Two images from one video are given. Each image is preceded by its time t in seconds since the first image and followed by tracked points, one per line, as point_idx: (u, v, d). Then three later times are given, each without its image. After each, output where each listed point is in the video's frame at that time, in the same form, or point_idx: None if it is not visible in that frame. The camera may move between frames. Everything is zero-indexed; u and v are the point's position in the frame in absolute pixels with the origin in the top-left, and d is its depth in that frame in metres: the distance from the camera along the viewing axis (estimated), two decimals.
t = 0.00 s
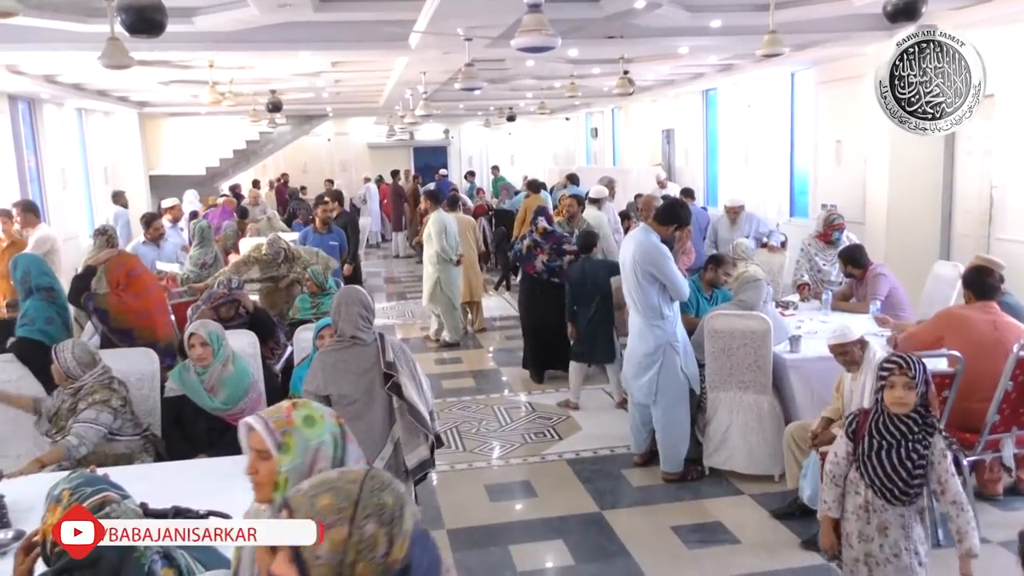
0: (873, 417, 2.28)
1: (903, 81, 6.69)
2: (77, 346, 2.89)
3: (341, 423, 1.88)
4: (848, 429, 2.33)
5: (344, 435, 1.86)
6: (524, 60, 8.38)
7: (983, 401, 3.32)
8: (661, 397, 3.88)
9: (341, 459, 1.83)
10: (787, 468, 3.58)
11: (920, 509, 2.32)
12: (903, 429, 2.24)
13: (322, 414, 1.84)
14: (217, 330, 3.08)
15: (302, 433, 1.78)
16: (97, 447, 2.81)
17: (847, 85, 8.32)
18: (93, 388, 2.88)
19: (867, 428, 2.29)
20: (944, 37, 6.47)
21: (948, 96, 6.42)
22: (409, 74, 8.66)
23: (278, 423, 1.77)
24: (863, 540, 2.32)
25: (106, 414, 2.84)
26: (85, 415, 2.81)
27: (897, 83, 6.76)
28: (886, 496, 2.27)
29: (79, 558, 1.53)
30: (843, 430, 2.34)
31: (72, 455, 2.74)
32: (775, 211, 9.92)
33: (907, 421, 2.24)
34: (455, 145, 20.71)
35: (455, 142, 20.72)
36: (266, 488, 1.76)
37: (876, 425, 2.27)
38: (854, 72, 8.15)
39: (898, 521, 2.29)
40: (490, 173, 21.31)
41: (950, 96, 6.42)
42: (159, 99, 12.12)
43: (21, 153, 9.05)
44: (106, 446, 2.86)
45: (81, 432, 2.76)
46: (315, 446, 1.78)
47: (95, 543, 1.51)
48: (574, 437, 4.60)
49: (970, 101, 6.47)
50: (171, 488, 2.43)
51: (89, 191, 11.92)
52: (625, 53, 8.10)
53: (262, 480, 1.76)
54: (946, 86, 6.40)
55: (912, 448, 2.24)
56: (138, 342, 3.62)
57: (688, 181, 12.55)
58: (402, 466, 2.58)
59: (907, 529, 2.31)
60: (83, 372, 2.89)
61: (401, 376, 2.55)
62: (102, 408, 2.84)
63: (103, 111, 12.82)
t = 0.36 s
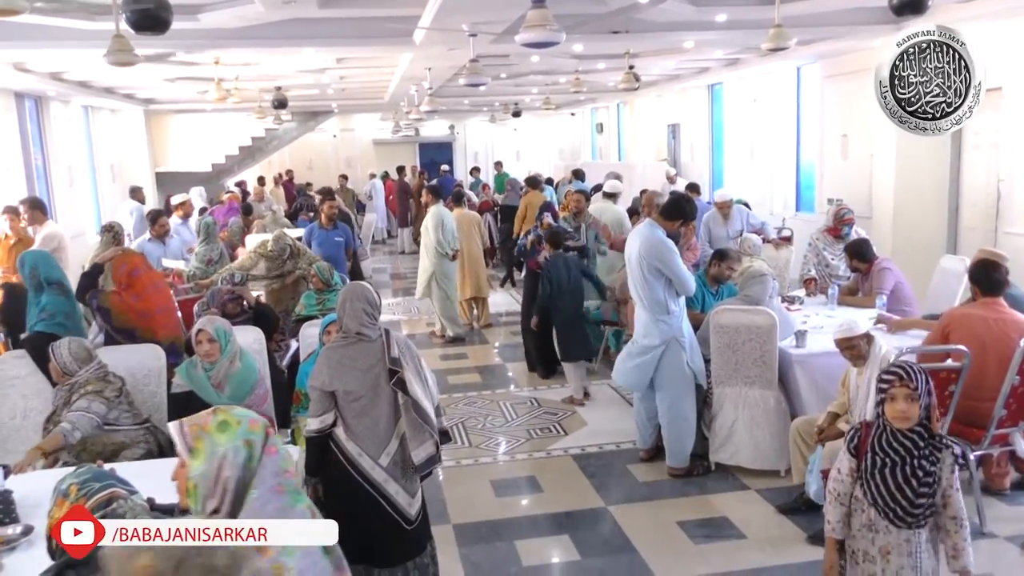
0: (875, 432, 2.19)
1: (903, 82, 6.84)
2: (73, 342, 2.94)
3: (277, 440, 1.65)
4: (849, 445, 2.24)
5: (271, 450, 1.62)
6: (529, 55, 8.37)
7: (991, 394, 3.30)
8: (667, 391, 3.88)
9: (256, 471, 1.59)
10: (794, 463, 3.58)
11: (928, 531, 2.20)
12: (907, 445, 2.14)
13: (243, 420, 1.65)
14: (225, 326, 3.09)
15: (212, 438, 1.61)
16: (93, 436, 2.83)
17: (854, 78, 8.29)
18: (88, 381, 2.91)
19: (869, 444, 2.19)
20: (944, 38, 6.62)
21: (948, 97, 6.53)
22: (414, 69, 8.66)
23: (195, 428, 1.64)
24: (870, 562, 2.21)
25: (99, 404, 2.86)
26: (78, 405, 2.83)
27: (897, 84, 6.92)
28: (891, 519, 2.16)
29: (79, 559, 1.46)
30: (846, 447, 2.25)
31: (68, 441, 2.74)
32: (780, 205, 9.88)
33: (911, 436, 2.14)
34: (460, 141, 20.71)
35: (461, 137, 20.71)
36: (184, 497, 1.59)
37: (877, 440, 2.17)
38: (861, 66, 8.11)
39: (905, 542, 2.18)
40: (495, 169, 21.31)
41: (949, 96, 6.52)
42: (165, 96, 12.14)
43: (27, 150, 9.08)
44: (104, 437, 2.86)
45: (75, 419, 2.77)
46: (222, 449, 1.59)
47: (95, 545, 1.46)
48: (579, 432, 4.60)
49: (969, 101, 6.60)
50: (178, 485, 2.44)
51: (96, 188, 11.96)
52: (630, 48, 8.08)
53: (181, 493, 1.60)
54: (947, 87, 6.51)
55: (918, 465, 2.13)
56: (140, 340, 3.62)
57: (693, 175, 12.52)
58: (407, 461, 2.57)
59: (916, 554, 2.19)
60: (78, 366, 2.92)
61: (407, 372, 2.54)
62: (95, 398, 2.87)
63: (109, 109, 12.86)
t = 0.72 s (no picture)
0: (877, 456, 2.18)
1: (903, 83, 7.02)
2: (87, 343, 2.92)
3: (215, 462, 1.41)
4: (849, 469, 2.25)
5: (203, 475, 1.38)
6: (528, 55, 8.37)
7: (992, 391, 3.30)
8: (668, 390, 3.87)
9: (180, 497, 1.36)
10: (795, 463, 3.58)
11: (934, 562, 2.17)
12: (908, 469, 2.12)
13: (176, 437, 1.41)
14: (227, 329, 3.11)
15: (141, 455, 1.39)
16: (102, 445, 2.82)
17: (854, 76, 8.28)
18: (99, 386, 2.90)
19: (869, 468, 2.19)
20: (946, 39, 6.72)
21: (948, 97, 6.64)
22: (414, 70, 8.66)
23: (131, 442, 1.43)
24: None
25: (109, 413, 2.85)
26: (89, 414, 2.83)
27: (896, 85, 7.12)
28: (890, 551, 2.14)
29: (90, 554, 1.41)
30: (846, 470, 2.25)
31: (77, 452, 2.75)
32: (781, 204, 9.88)
33: (914, 460, 2.13)
34: (460, 142, 20.71)
35: (461, 138, 20.72)
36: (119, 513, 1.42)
37: (878, 465, 2.17)
38: (861, 64, 8.10)
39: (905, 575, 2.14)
40: (496, 169, 21.31)
41: (949, 96, 6.63)
42: (165, 99, 12.15)
43: (28, 154, 9.09)
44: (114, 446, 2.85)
45: (84, 430, 2.77)
46: (147, 471, 1.37)
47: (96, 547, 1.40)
48: (581, 432, 4.60)
49: (970, 102, 6.65)
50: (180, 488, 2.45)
51: (96, 191, 11.97)
52: (630, 47, 8.07)
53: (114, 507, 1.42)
54: (947, 87, 6.62)
55: (918, 490, 2.11)
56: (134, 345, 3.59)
57: (694, 174, 12.52)
58: (407, 463, 2.57)
59: None
60: (91, 369, 2.91)
61: (408, 373, 2.54)
62: (105, 406, 2.86)
63: (109, 111, 12.87)
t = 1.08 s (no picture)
0: (868, 476, 2.12)
1: (904, 83, 7.15)
2: (105, 348, 2.88)
3: (136, 500, 1.35)
4: (843, 487, 2.21)
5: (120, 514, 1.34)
6: (529, 53, 8.37)
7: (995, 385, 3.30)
8: (671, 385, 3.87)
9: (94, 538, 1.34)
10: (799, 459, 3.57)
11: None
12: (896, 494, 2.04)
13: (92, 473, 1.38)
14: (232, 329, 3.12)
15: (61, 492, 1.38)
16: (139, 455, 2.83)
17: (855, 71, 8.26)
18: (123, 394, 2.85)
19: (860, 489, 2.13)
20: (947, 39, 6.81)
21: (948, 97, 6.72)
22: (414, 69, 8.65)
23: (57, 476, 1.42)
24: None
25: (141, 423, 2.85)
26: (121, 426, 2.81)
27: (897, 84, 7.24)
28: None
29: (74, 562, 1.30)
30: (841, 489, 2.21)
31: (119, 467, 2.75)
32: (783, 200, 9.87)
33: (903, 484, 2.04)
34: (462, 140, 20.72)
35: (463, 136, 20.73)
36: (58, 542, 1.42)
37: (867, 486, 2.11)
38: (863, 59, 8.08)
39: None
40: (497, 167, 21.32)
41: (949, 96, 6.72)
42: (167, 100, 12.17)
43: (31, 156, 9.11)
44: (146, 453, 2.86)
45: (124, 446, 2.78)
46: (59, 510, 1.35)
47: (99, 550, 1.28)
48: (585, 430, 4.60)
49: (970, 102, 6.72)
50: (185, 488, 2.44)
51: (99, 193, 11.99)
52: (630, 44, 8.06)
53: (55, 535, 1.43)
54: (947, 87, 6.71)
55: (904, 518, 2.03)
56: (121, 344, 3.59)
57: (696, 170, 12.51)
58: (410, 462, 2.57)
59: None
60: (110, 373, 2.87)
61: (411, 373, 2.53)
62: (134, 416, 2.84)
63: (111, 113, 12.88)
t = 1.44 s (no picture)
0: (813, 498, 2.07)
1: (903, 83, 7.26)
2: (102, 351, 2.87)
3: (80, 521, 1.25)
4: (789, 509, 2.14)
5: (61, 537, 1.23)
6: (525, 49, 8.36)
7: (994, 377, 3.31)
8: (669, 380, 3.87)
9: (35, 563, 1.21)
10: (799, 452, 3.58)
11: None
12: (841, 516, 2.00)
13: (25, 494, 1.25)
14: (229, 328, 3.12)
15: None
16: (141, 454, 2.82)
17: (851, 64, 8.25)
18: (121, 394, 2.85)
19: (807, 511, 2.08)
20: (947, 38, 6.84)
21: (948, 97, 6.88)
22: (410, 66, 8.64)
23: None
24: None
25: (142, 422, 2.84)
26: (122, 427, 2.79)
27: (896, 85, 7.34)
28: None
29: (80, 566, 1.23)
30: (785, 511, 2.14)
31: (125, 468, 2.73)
32: (781, 194, 9.87)
33: (848, 506, 1.99)
34: (458, 137, 20.71)
35: (459, 133, 20.72)
36: None
37: (813, 508, 2.06)
38: (859, 51, 8.08)
39: None
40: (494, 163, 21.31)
41: (949, 96, 6.87)
42: (162, 99, 12.14)
43: (26, 156, 9.09)
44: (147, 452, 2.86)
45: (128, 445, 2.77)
46: None
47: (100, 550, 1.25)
48: (583, 425, 4.60)
49: (970, 100, 6.80)
50: (183, 488, 2.44)
51: (95, 193, 11.96)
52: (626, 39, 8.05)
53: None
54: (947, 87, 6.87)
55: (852, 539, 1.98)
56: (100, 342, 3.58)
57: (693, 165, 12.51)
58: (410, 459, 2.57)
59: None
60: (108, 376, 2.86)
61: (410, 370, 2.52)
62: (135, 415, 2.83)
63: (106, 112, 12.84)
